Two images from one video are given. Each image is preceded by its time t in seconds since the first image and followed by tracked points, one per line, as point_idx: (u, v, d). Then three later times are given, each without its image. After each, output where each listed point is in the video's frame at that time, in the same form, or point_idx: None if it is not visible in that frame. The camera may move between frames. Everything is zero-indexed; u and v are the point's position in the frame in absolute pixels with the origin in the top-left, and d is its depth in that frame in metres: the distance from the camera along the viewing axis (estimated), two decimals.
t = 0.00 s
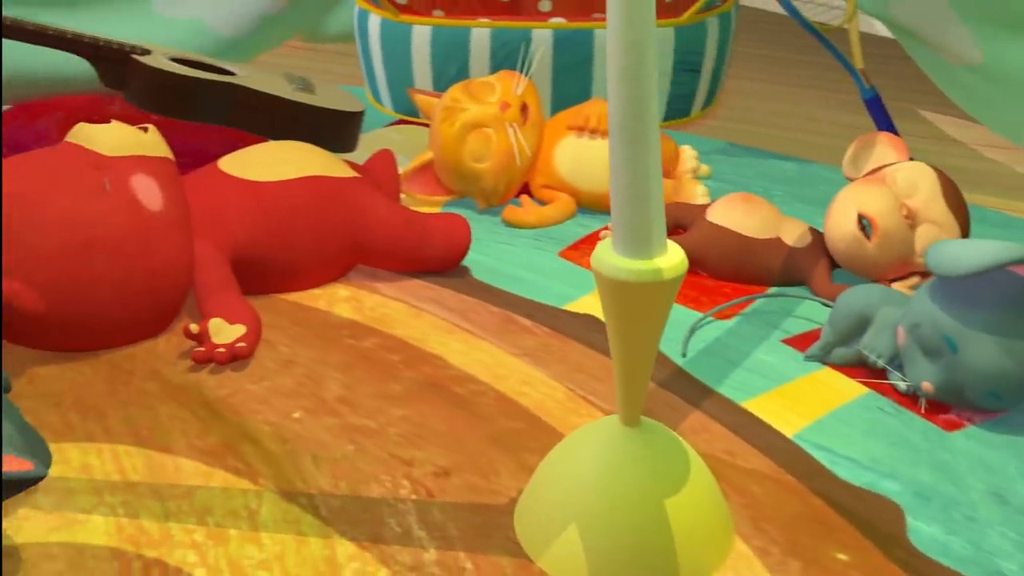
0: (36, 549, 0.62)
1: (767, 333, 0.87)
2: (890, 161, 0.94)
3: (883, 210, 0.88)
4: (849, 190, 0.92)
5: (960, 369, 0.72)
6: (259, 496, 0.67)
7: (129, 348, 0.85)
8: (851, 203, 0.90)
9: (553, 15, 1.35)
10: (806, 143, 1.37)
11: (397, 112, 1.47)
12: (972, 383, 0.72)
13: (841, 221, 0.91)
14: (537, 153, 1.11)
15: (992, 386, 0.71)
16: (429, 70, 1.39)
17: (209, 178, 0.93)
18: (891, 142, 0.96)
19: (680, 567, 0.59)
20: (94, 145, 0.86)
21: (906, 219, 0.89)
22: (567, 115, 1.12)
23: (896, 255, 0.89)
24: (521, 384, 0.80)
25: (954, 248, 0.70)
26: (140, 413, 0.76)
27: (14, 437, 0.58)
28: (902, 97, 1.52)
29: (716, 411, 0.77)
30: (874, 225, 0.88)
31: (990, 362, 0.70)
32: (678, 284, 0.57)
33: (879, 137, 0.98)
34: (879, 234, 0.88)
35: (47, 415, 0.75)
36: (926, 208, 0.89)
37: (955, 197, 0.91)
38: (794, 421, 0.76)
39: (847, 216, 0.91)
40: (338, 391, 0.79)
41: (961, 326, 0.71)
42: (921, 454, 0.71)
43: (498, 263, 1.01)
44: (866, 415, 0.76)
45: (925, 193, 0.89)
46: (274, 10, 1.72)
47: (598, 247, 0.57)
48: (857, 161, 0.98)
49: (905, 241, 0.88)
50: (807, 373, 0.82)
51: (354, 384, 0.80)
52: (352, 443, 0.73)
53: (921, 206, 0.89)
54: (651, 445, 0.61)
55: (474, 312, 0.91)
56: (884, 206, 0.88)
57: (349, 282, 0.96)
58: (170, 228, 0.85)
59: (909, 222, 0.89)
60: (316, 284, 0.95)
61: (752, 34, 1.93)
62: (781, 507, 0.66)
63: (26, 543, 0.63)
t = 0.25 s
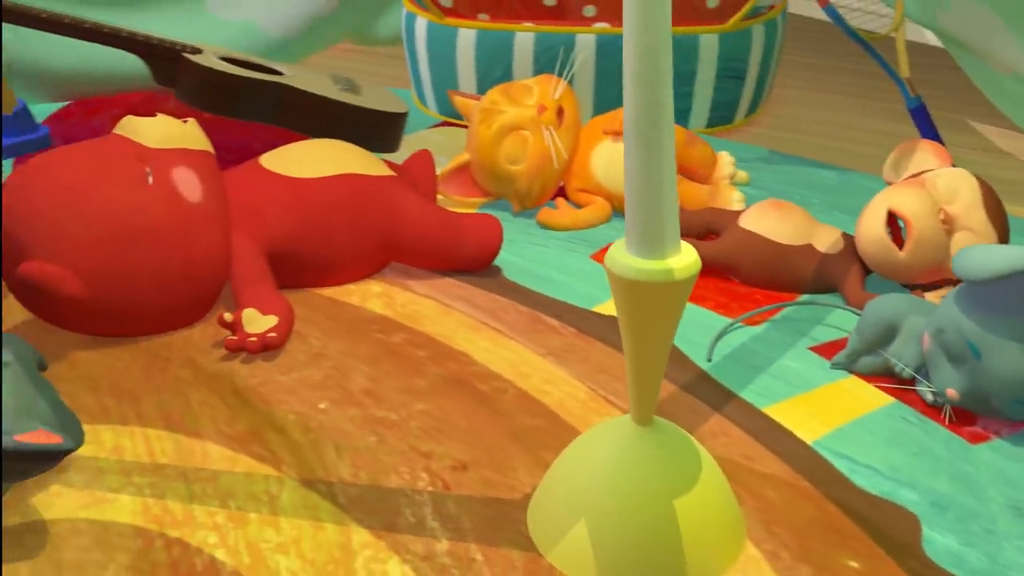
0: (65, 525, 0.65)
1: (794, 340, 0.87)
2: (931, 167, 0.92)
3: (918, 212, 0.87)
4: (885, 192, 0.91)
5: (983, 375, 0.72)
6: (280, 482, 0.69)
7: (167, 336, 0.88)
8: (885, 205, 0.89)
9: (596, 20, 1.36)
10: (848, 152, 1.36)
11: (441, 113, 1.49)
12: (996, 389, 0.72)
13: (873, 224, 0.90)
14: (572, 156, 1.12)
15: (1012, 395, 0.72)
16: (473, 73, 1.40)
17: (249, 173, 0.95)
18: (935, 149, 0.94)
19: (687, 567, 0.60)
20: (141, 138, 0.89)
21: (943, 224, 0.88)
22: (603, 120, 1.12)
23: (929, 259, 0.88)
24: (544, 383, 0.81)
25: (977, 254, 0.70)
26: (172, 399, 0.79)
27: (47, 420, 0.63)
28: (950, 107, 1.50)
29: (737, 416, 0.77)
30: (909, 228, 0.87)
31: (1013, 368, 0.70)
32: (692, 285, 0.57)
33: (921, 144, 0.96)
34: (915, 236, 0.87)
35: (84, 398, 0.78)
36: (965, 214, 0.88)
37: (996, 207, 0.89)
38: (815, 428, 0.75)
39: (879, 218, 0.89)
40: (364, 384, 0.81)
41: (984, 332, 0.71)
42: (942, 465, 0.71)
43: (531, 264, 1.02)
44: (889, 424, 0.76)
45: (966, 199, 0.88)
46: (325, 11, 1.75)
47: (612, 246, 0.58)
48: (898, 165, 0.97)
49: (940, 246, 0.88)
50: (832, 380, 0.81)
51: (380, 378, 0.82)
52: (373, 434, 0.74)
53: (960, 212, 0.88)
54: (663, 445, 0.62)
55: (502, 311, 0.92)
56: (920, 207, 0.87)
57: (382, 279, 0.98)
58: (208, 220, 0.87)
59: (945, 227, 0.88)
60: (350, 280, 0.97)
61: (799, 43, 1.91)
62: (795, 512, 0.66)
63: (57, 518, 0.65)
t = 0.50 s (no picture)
0: (94, 498, 0.68)
1: (818, 346, 0.87)
2: (969, 172, 0.91)
3: (951, 214, 0.86)
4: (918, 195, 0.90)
5: (1004, 384, 0.72)
6: (299, 466, 0.71)
7: (204, 322, 0.91)
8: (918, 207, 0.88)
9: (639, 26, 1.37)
10: (892, 162, 1.35)
11: (485, 117, 1.51)
12: (1016, 399, 0.72)
13: (902, 227, 0.90)
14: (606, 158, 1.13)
15: None
16: (517, 77, 1.42)
17: (288, 169, 0.98)
18: (973, 156, 0.93)
19: (688, 563, 0.60)
20: (184, 130, 0.92)
21: (975, 229, 0.87)
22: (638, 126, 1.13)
23: (959, 265, 0.87)
24: (564, 381, 0.82)
25: (1000, 262, 0.70)
26: (203, 383, 0.81)
27: (77, 395, 0.68)
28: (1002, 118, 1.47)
29: (753, 419, 0.77)
30: (941, 230, 0.86)
31: None
32: (699, 284, 0.58)
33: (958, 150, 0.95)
34: (945, 239, 0.86)
35: (121, 381, 0.81)
36: (999, 220, 0.86)
37: None
38: (831, 433, 0.75)
39: (908, 221, 0.89)
40: (388, 376, 0.83)
41: (1007, 340, 0.71)
42: (958, 474, 0.70)
43: (560, 264, 1.03)
44: (908, 432, 0.75)
45: (1001, 206, 0.87)
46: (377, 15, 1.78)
47: (620, 244, 0.59)
48: (936, 172, 0.95)
49: (972, 251, 0.86)
50: (853, 388, 0.81)
51: (404, 370, 0.83)
52: (393, 424, 0.76)
53: (994, 218, 0.87)
54: (670, 443, 0.62)
55: (529, 309, 0.94)
56: (953, 210, 0.86)
57: (413, 275, 1.00)
58: (246, 211, 0.90)
59: (978, 232, 0.87)
60: (382, 275, 0.99)
61: (852, 53, 1.90)
62: (804, 516, 0.66)
63: (86, 492, 0.68)
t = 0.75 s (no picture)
0: (121, 470, 0.71)
1: (839, 351, 0.87)
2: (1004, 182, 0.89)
3: (978, 222, 0.85)
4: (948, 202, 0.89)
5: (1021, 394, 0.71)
6: (317, 448, 0.74)
7: (239, 308, 0.94)
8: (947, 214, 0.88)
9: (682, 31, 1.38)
10: (934, 172, 1.34)
11: (528, 119, 1.52)
12: None
13: (931, 234, 0.89)
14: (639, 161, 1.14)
15: None
16: (559, 80, 1.44)
17: (326, 162, 1.01)
18: (1008, 165, 0.90)
19: (686, 556, 0.61)
20: (225, 123, 0.95)
21: (1003, 237, 0.86)
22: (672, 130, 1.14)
23: (987, 273, 0.86)
24: (581, 376, 0.83)
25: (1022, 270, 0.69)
26: (232, 367, 0.84)
27: (108, 374, 0.71)
28: None
29: (766, 419, 0.77)
30: (967, 238, 0.86)
31: None
32: (702, 278, 0.59)
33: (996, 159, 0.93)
34: (972, 247, 0.85)
35: (155, 362, 0.85)
36: None
37: None
38: (843, 436, 0.75)
39: (937, 228, 0.89)
40: (409, 365, 0.85)
41: None
42: (968, 481, 0.70)
43: (589, 264, 1.05)
44: (921, 438, 0.75)
45: None
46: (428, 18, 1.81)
47: (626, 238, 0.60)
48: (968, 178, 0.94)
49: (1000, 260, 0.85)
50: (870, 392, 0.81)
51: (426, 361, 0.86)
52: (410, 411, 0.78)
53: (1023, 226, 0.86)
54: (674, 439, 0.63)
55: (553, 306, 0.95)
56: (981, 218, 0.85)
57: (444, 270, 1.02)
58: (282, 201, 0.93)
59: (1006, 240, 0.86)
60: (413, 269, 1.02)
61: (904, 64, 1.88)
62: (807, 515, 0.67)
63: (115, 464, 0.72)
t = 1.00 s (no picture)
0: (149, 443, 0.75)
1: (858, 354, 0.87)
2: None
3: (1000, 234, 0.85)
4: (973, 213, 0.89)
5: None
6: (335, 428, 0.77)
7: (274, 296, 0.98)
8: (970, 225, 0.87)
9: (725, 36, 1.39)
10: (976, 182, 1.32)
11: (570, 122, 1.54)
12: None
13: (956, 244, 0.89)
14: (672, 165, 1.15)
15: None
16: (601, 84, 1.45)
17: (362, 158, 1.05)
18: None
19: (680, 543, 0.63)
20: (266, 118, 0.99)
21: None
22: (705, 133, 1.15)
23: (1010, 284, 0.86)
24: (597, 369, 0.85)
25: None
26: (262, 350, 0.88)
27: (139, 347, 0.75)
28: None
29: (776, 417, 0.78)
30: (989, 250, 0.85)
31: None
32: (701, 271, 0.61)
33: None
34: (994, 258, 0.85)
35: (190, 343, 0.89)
36: None
37: None
38: (852, 436, 0.76)
39: (962, 239, 0.88)
40: (431, 355, 0.87)
41: None
42: (973, 484, 0.70)
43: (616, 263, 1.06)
44: (931, 441, 0.75)
45: None
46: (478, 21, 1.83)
47: (629, 231, 0.62)
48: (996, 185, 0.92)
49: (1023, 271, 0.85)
50: (885, 395, 0.81)
51: (448, 351, 0.88)
52: (427, 397, 0.81)
53: None
54: (673, 428, 0.65)
55: (576, 302, 0.97)
56: (1002, 230, 0.85)
57: (473, 265, 1.05)
58: (317, 193, 0.97)
59: None
60: (444, 264, 1.04)
61: (956, 75, 1.86)
62: (807, 510, 0.67)
63: (144, 437, 0.75)
